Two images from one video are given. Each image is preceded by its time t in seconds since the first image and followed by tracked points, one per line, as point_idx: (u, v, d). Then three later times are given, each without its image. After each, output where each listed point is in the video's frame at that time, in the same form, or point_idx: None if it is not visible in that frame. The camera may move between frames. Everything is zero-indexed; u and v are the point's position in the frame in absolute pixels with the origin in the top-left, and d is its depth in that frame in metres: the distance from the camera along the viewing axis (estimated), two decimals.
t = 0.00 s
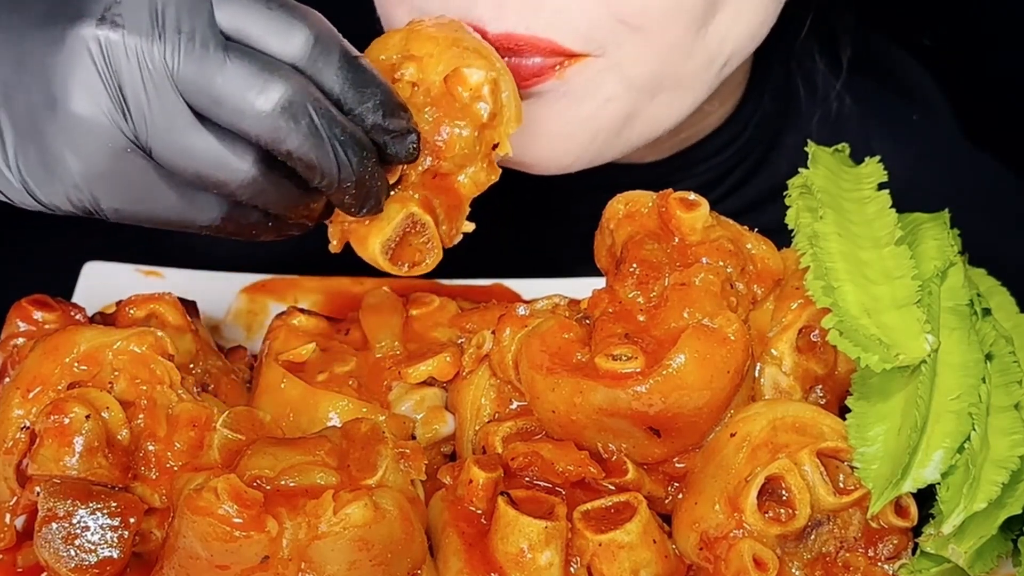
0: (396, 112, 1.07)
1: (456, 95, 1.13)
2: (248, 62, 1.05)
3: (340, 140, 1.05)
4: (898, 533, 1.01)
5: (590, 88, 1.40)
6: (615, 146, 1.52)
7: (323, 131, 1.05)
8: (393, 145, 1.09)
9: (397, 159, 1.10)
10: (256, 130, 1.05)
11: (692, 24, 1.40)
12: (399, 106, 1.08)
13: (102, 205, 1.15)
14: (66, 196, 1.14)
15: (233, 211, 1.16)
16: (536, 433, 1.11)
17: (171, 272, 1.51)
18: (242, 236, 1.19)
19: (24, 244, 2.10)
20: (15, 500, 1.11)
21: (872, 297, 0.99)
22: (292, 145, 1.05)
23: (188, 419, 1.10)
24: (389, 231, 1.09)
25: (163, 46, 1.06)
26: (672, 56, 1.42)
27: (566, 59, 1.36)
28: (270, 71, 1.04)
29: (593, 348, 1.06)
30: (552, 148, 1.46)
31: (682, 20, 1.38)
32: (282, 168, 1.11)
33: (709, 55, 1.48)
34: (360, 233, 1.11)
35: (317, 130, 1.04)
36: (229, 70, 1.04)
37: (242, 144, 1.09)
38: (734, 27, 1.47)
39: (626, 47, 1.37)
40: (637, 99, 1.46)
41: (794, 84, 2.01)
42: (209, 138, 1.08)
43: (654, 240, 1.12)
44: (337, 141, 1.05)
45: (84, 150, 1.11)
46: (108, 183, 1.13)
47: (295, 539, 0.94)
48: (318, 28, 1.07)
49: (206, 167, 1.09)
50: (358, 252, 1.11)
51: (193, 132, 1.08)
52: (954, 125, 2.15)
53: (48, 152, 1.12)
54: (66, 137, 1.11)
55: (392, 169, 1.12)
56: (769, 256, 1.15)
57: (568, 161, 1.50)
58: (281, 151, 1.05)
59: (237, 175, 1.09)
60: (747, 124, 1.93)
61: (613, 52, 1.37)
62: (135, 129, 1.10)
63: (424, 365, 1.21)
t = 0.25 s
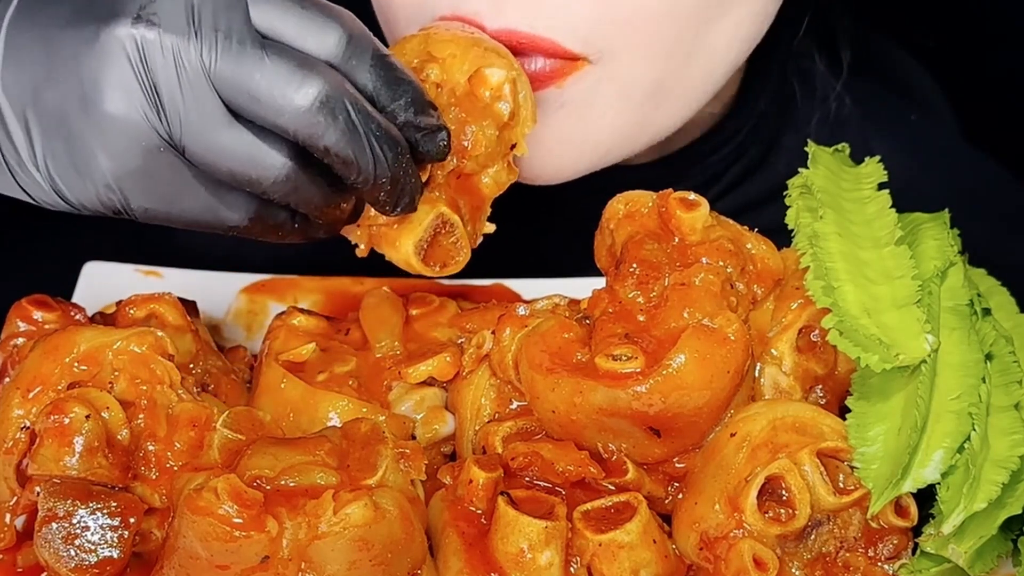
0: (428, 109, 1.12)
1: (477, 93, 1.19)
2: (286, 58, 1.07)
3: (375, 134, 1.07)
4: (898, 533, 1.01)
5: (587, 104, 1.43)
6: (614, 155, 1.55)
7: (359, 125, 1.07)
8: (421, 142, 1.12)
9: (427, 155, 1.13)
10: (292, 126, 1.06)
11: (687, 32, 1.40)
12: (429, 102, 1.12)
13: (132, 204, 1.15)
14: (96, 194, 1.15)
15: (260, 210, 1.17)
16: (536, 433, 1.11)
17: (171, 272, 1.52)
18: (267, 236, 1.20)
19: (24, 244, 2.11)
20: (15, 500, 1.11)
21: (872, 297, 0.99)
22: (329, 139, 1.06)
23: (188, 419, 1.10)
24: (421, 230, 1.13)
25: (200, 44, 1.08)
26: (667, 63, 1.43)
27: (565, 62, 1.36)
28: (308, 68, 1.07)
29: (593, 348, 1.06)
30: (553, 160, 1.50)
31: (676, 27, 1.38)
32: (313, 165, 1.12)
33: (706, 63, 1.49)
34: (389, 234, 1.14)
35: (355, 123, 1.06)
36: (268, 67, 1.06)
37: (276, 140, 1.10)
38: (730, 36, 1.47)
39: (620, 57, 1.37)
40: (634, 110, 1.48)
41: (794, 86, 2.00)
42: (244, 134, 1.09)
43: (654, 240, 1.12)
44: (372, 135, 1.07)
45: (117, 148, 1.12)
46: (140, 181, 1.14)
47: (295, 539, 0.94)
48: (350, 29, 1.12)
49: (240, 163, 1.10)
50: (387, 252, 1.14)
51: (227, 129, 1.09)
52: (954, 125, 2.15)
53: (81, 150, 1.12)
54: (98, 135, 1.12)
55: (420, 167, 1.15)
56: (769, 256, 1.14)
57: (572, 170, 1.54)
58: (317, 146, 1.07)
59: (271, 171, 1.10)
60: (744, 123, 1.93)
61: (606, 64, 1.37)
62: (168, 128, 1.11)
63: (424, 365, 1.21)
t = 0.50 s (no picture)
0: (456, 125, 1.16)
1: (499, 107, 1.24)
2: (327, 79, 1.08)
3: (413, 154, 1.11)
4: (898, 533, 1.01)
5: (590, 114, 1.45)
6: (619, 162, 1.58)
7: (399, 145, 1.10)
8: (451, 156, 1.17)
9: (457, 168, 1.18)
10: (333, 146, 1.08)
11: (682, 35, 1.42)
12: (457, 119, 1.17)
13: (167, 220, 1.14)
14: (131, 210, 1.13)
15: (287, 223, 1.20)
16: (536, 433, 1.11)
17: (171, 272, 1.52)
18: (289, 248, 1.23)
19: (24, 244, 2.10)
20: (15, 500, 1.11)
21: (872, 297, 0.99)
22: (370, 160, 1.09)
23: (188, 419, 1.10)
24: (449, 242, 1.18)
25: (243, 64, 1.07)
26: (663, 66, 1.44)
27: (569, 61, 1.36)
28: (349, 89, 1.08)
29: (593, 348, 1.06)
30: (562, 171, 1.54)
31: (670, 31, 1.39)
32: (345, 181, 1.15)
33: (704, 67, 1.51)
34: (418, 247, 1.19)
35: (394, 144, 1.09)
36: (311, 88, 1.07)
37: (313, 159, 1.12)
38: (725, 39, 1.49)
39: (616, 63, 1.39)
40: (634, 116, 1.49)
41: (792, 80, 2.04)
42: (283, 154, 1.10)
43: (654, 240, 1.12)
44: (411, 155, 1.10)
45: (155, 165, 1.10)
46: (176, 197, 1.13)
47: (295, 539, 0.94)
48: (382, 47, 1.14)
49: (279, 181, 1.11)
50: (414, 265, 1.19)
51: (267, 148, 1.10)
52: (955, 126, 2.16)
53: (116, 168, 1.10)
54: (136, 153, 1.10)
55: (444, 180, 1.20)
56: (770, 256, 1.14)
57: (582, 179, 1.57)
58: (358, 167, 1.09)
59: (309, 190, 1.12)
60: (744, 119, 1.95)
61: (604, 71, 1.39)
62: (208, 145, 1.10)
63: (424, 365, 1.21)
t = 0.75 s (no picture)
0: (480, 107, 1.25)
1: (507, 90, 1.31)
2: (369, 66, 1.15)
3: (450, 137, 1.19)
4: (898, 533, 1.01)
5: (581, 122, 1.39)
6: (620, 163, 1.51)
7: (439, 128, 1.18)
8: (474, 136, 1.27)
9: (481, 147, 1.28)
10: (379, 128, 1.15)
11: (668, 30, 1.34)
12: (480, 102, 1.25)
13: (213, 207, 1.20)
14: (178, 199, 1.19)
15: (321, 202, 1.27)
16: (537, 433, 1.11)
17: (172, 272, 1.53)
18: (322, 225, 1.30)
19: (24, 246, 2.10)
20: (15, 500, 1.11)
21: (872, 297, 0.99)
22: (414, 143, 1.17)
23: (188, 419, 1.10)
24: (467, 223, 1.31)
25: (291, 52, 1.15)
26: (660, 64, 1.37)
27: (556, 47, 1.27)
28: (391, 74, 1.15)
29: (593, 348, 1.06)
30: (567, 187, 1.49)
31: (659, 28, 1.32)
32: (382, 163, 1.23)
33: (700, 57, 1.42)
34: (439, 227, 1.32)
35: (435, 127, 1.17)
36: (356, 74, 1.15)
37: (354, 142, 1.20)
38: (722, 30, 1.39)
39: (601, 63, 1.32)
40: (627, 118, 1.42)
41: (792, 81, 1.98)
42: (328, 137, 1.18)
43: (654, 240, 1.12)
44: (450, 138, 1.19)
45: (203, 153, 1.17)
46: (222, 184, 1.19)
47: (295, 539, 0.94)
48: (413, 33, 1.21)
49: (324, 163, 1.19)
50: (438, 245, 1.32)
51: (313, 132, 1.17)
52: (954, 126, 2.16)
53: (168, 156, 1.17)
54: (185, 141, 1.16)
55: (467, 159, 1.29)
56: (770, 256, 1.14)
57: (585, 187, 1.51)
58: (402, 150, 1.17)
59: (353, 172, 1.20)
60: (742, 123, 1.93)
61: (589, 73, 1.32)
62: (255, 131, 1.17)
63: (424, 365, 1.21)
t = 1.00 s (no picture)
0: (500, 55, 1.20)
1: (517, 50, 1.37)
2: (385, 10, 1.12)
3: (471, 79, 1.14)
4: (898, 533, 1.01)
5: (570, 138, 1.34)
6: (617, 174, 1.46)
7: (459, 73, 1.13)
8: (492, 89, 1.21)
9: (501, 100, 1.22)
10: (399, 74, 1.12)
11: (644, 31, 1.29)
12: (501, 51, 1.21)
13: (235, 164, 1.19)
14: (200, 157, 1.18)
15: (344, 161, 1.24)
16: (537, 433, 1.10)
17: (172, 272, 1.53)
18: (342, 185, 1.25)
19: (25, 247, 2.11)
20: (15, 500, 1.11)
21: (872, 297, 0.99)
22: (433, 86, 1.12)
23: (188, 419, 1.10)
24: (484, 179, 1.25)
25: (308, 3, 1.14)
26: (641, 62, 1.32)
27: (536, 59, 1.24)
28: (407, 18, 1.12)
29: (593, 348, 1.06)
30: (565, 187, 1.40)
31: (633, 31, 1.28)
32: (405, 114, 1.19)
33: (683, 58, 1.37)
34: (454, 188, 1.26)
35: (456, 72, 1.12)
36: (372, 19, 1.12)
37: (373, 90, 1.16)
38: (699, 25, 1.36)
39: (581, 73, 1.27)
40: (617, 128, 1.37)
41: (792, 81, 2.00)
42: (345, 84, 1.15)
43: (654, 240, 1.12)
44: (469, 80, 1.14)
45: (222, 108, 1.16)
46: (245, 141, 1.18)
47: (295, 539, 0.94)
48: None
49: (344, 114, 1.16)
50: (453, 206, 1.26)
51: (331, 81, 1.15)
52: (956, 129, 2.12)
53: (186, 114, 1.16)
54: (205, 96, 1.15)
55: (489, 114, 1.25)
56: (770, 256, 1.14)
57: (585, 200, 1.46)
58: (421, 93, 1.13)
59: (372, 119, 1.16)
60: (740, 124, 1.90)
61: (569, 86, 1.27)
62: (275, 84, 1.15)
63: (424, 365, 1.21)
